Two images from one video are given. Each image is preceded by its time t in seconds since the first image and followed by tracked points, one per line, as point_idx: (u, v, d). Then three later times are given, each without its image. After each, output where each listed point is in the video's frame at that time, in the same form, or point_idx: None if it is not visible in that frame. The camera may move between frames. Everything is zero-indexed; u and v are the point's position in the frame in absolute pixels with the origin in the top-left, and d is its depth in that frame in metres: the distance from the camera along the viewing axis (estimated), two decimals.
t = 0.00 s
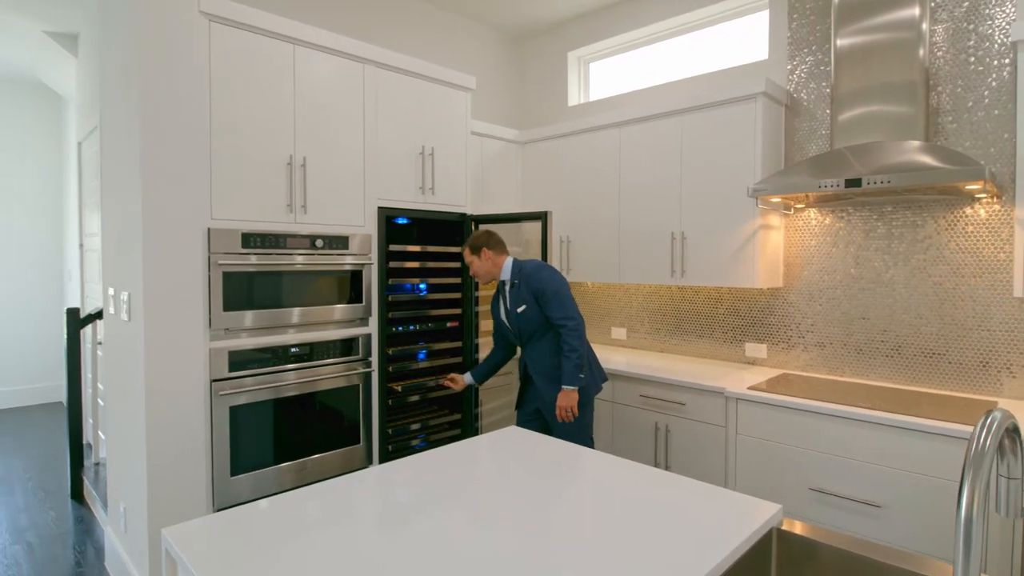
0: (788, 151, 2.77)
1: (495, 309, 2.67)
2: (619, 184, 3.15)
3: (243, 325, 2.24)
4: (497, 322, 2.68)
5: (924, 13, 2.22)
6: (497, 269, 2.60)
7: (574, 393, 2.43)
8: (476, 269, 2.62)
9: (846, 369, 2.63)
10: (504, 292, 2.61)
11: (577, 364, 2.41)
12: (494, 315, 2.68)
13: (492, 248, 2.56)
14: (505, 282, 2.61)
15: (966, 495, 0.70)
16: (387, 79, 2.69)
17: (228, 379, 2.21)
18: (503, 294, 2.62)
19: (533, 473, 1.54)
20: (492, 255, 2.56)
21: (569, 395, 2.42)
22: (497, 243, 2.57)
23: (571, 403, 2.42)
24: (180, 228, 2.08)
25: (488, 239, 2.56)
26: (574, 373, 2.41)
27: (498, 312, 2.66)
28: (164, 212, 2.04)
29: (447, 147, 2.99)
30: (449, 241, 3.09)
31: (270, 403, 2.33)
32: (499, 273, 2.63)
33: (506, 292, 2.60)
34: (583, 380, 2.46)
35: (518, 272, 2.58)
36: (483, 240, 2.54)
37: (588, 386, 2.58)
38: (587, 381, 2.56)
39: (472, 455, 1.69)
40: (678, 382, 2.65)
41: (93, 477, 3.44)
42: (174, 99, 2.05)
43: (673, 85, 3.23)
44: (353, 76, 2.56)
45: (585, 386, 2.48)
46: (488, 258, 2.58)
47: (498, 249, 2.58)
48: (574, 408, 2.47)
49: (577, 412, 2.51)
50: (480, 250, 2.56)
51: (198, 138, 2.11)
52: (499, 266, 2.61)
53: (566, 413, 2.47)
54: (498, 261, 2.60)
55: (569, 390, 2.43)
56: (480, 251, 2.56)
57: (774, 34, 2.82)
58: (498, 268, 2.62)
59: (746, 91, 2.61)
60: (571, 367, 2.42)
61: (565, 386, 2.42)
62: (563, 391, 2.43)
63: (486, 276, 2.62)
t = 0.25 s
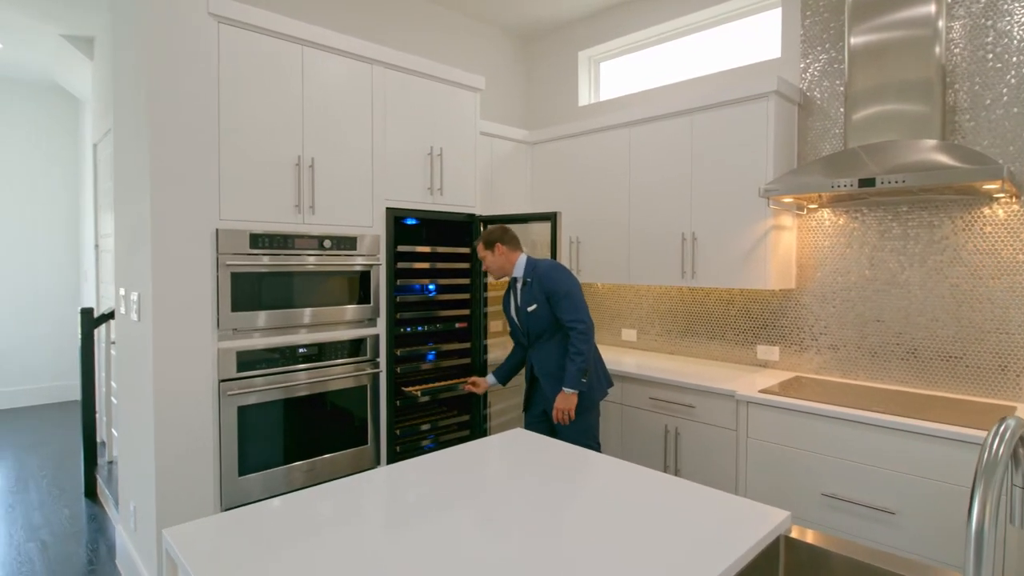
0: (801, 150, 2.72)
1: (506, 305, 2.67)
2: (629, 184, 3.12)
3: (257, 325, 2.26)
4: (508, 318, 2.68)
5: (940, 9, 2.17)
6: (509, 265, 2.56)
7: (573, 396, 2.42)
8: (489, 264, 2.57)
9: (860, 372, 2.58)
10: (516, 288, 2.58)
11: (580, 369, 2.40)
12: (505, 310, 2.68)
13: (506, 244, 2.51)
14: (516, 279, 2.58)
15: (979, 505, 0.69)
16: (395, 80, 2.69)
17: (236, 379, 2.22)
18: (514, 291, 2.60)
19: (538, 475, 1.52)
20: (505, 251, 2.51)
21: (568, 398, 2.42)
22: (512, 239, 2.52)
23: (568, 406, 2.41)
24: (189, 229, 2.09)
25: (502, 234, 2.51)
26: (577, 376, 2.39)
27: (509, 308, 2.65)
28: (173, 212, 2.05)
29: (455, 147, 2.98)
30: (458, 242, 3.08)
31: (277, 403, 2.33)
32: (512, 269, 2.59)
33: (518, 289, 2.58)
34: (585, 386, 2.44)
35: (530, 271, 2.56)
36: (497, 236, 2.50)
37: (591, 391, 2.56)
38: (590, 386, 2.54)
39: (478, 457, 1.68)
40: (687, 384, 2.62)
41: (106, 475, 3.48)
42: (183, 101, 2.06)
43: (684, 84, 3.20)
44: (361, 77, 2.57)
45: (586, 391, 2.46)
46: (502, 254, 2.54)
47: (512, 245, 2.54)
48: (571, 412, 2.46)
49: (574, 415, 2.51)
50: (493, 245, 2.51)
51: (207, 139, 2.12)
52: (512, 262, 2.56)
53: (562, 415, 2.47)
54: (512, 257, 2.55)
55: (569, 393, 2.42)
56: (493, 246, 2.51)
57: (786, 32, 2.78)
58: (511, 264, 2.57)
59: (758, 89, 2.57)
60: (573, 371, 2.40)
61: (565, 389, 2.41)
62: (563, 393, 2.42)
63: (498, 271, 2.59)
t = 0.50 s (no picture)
0: (815, 148, 2.68)
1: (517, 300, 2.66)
2: (640, 183, 3.10)
3: (270, 324, 2.28)
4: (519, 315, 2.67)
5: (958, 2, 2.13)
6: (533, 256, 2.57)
7: (589, 402, 2.40)
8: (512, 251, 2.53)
9: (876, 373, 2.54)
10: (531, 283, 2.58)
11: (596, 374, 2.38)
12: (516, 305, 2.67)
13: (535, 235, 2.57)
14: (533, 275, 2.57)
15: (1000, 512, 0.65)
16: (404, 79, 2.69)
17: (246, 378, 2.23)
18: (530, 286, 2.59)
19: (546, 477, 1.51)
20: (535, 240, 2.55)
21: (584, 403, 2.39)
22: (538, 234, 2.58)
23: (585, 411, 2.39)
24: (199, 228, 2.10)
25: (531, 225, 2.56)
26: (592, 381, 2.37)
27: (522, 305, 2.64)
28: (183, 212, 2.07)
29: (465, 146, 2.98)
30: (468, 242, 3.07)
31: (287, 401, 2.34)
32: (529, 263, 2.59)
33: (533, 286, 2.56)
34: (600, 390, 2.43)
35: (548, 270, 2.54)
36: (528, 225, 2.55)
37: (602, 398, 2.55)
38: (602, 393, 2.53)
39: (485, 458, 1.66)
40: (699, 385, 2.59)
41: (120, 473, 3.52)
42: (193, 101, 2.08)
43: (696, 82, 3.16)
44: (370, 76, 2.57)
45: (599, 396, 2.44)
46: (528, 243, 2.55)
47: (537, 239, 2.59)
48: (587, 417, 2.43)
49: (587, 421, 2.48)
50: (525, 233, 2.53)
51: (217, 139, 2.13)
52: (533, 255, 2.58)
53: (576, 421, 2.43)
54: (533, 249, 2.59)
55: (584, 397, 2.40)
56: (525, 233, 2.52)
57: (800, 28, 2.74)
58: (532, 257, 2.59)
59: (771, 86, 2.54)
60: (588, 376, 2.39)
61: (580, 393, 2.39)
62: (577, 398, 2.40)
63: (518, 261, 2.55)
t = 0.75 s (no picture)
0: (827, 146, 2.65)
1: (526, 296, 2.66)
2: (649, 182, 3.08)
3: (281, 323, 2.30)
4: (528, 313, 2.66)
5: None
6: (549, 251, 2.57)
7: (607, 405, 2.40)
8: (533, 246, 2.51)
9: (889, 374, 2.50)
10: (544, 282, 2.57)
11: (612, 377, 2.39)
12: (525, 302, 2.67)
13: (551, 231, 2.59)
14: (546, 273, 2.57)
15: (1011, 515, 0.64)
16: (413, 79, 2.70)
17: (256, 376, 2.24)
18: (541, 284, 2.58)
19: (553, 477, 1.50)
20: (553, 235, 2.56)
21: (603, 406, 2.39)
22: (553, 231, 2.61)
23: (604, 414, 2.39)
24: (209, 227, 2.12)
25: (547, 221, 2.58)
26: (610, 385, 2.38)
27: (533, 303, 2.63)
28: (193, 211, 2.08)
29: (474, 145, 2.98)
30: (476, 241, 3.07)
31: (296, 400, 2.35)
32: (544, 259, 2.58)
33: (546, 283, 2.56)
34: (614, 393, 2.44)
35: (562, 269, 2.53)
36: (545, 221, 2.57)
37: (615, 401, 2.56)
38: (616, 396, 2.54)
39: (492, 457, 1.66)
40: (708, 385, 2.57)
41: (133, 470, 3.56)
42: (203, 101, 2.09)
43: (706, 79, 3.14)
44: (379, 75, 2.57)
45: (615, 399, 2.45)
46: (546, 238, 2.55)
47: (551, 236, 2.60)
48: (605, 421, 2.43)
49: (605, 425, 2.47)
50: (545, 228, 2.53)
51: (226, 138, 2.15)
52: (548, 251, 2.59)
53: (595, 425, 2.43)
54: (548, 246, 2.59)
55: (602, 401, 2.40)
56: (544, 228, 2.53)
57: (812, 24, 2.71)
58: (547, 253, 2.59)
59: (782, 84, 2.51)
60: (604, 379, 2.39)
61: (597, 396, 2.39)
62: (596, 401, 2.40)
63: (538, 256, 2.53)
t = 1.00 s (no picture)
0: (833, 145, 2.64)
1: (531, 295, 2.67)
2: (654, 181, 3.08)
3: (287, 322, 2.31)
4: (534, 312, 2.67)
5: None
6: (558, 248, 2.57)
7: (612, 408, 2.39)
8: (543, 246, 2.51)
9: (895, 374, 2.49)
10: (551, 283, 2.57)
11: (617, 379, 2.38)
12: (531, 300, 2.68)
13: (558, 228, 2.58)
14: (553, 272, 2.57)
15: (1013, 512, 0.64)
16: (417, 79, 2.70)
17: (262, 375, 2.25)
18: (548, 284, 2.58)
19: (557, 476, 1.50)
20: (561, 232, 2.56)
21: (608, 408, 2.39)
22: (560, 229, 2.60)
23: (610, 417, 2.39)
24: (215, 227, 2.13)
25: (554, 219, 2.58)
26: (615, 388, 2.37)
27: (539, 303, 2.63)
28: (199, 211, 2.09)
29: (478, 145, 2.98)
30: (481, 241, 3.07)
31: (302, 399, 2.36)
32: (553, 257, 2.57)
33: (552, 283, 2.56)
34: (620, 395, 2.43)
35: (569, 270, 2.53)
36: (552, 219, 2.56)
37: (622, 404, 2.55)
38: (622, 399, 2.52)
39: (496, 456, 1.66)
40: (713, 385, 2.56)
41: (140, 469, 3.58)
42: (208, 102, 2.10)
43: (711, 78, 3.13)
44: (384, 75, 2.58)
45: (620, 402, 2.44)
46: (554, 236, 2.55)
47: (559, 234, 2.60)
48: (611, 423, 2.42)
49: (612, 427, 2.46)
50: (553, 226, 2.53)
51: (232, 139, 2.16)
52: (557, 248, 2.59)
53: (601, 427, 2.43)
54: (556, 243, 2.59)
55: (607, 403, 2.39)
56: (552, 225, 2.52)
57: (818, 22, 2.70)
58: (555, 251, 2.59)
59: (787, 82, 2.50)
60: (609, 382, 2.38)
61: (602, 399, 2.38)
62: (601, 404, 2.39)
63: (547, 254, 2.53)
